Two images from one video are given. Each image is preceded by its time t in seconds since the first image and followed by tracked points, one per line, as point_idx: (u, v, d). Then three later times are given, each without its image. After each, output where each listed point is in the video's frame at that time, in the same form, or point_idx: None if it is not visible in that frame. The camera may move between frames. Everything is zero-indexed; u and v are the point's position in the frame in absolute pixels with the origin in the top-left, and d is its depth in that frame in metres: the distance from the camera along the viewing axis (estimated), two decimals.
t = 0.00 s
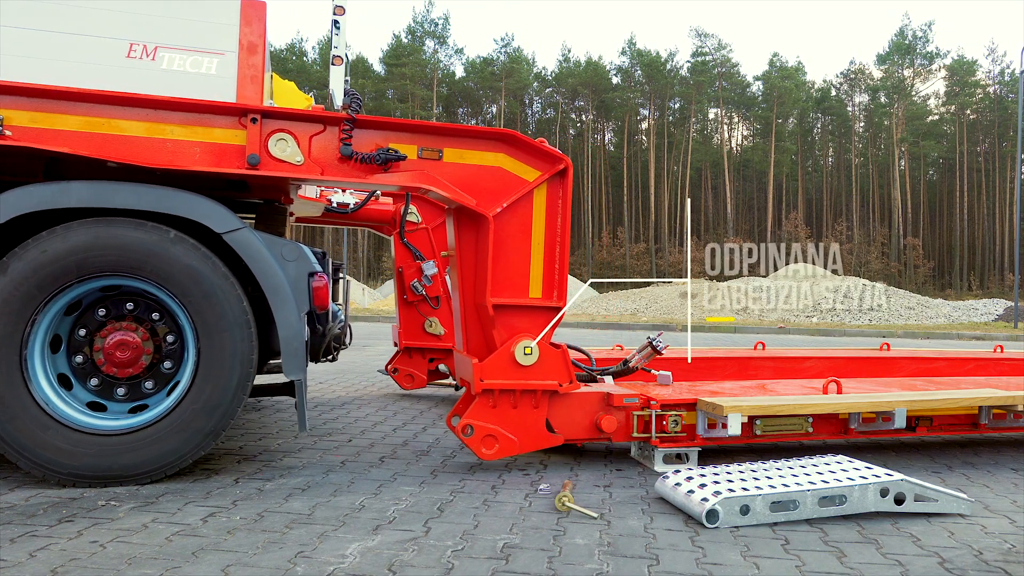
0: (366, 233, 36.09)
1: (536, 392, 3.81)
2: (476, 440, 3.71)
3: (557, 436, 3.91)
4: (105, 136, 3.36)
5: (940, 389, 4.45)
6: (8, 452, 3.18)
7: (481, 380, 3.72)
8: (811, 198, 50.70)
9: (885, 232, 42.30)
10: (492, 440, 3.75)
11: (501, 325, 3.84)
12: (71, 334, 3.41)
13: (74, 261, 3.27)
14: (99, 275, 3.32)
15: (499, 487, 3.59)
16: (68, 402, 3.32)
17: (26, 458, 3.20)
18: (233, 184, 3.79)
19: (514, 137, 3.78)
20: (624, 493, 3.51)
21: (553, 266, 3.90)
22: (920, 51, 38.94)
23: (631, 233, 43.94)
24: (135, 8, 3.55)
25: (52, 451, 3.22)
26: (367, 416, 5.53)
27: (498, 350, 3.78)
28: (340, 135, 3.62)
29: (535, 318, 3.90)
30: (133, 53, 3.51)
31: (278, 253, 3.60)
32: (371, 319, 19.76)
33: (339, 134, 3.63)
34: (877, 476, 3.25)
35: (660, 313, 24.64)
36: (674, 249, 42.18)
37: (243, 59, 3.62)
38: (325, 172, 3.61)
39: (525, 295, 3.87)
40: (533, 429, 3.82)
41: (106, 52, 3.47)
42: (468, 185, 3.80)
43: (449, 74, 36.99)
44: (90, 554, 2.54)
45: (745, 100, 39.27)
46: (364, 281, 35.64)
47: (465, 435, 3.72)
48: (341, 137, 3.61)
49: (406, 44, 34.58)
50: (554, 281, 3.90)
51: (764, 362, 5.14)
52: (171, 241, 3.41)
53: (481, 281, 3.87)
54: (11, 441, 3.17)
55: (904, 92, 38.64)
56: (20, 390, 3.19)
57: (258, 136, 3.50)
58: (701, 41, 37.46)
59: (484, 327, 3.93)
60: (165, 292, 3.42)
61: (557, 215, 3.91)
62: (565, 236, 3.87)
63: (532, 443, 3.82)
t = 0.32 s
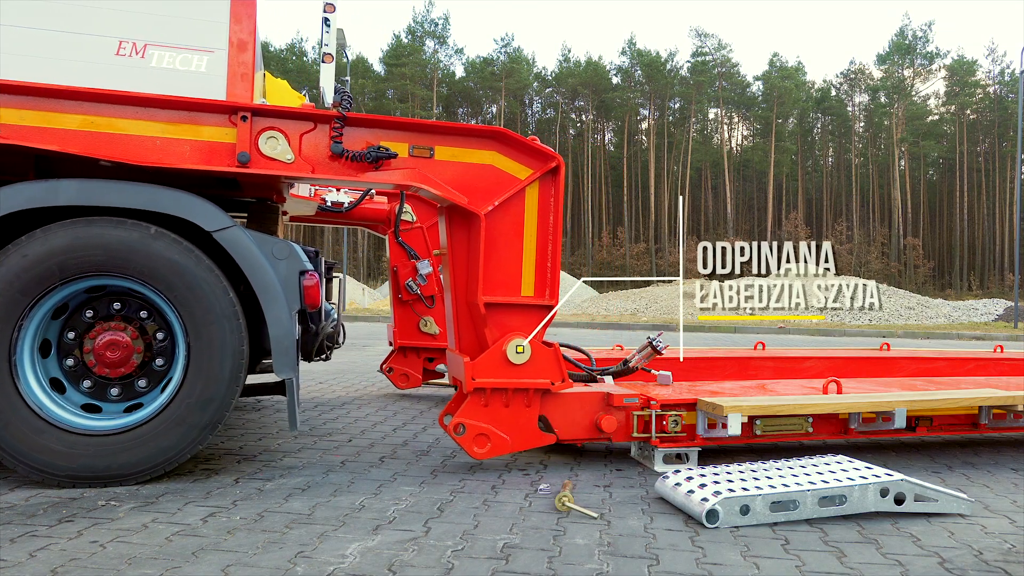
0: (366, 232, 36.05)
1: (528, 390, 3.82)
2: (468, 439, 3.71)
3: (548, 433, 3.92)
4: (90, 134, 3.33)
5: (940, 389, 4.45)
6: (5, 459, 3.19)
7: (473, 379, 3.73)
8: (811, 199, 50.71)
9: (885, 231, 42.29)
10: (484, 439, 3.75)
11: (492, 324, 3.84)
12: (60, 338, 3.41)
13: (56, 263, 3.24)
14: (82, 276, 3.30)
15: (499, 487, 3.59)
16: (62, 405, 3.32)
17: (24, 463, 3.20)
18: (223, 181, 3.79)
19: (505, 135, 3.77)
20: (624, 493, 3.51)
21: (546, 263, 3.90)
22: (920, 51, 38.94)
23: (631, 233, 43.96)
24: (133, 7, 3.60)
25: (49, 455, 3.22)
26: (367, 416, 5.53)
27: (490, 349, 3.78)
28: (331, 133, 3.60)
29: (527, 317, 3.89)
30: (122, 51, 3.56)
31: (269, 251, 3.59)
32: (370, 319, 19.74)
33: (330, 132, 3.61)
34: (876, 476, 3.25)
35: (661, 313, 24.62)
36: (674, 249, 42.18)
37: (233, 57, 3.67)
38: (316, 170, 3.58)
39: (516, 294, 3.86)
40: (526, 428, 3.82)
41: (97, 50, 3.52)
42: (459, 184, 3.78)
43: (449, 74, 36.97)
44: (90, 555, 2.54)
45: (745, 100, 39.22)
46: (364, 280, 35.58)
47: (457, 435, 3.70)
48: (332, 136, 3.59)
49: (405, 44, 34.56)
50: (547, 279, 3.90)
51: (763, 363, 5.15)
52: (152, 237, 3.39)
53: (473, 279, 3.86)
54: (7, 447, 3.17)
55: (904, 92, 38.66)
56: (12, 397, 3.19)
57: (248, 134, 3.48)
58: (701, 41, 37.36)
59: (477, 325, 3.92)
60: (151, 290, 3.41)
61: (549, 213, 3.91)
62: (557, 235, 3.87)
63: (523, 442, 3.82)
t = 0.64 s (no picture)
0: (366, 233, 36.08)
1: (522, 388, 3.82)
2: (462, 437, 3.72)
3: (541, 431, 3.92)
4: (82, 132, 3.33)
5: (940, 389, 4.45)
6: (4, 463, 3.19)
7: (467, 376, 3.73)
8: (811, 198, 50.73)
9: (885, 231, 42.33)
10: (478, 437, 3.76)
11: (486, 321, 3.84)
12: (52, 340, 3.40)
13: (43, 265, 3.24)
14: (69, 276, 3.30)
15: (499, 487, 3.59)
16: (59, 407, 3.33)
17: (23, 465, 3.21)
18: (217, 179, 3.78)
19: (499, 133, 3.76)
20: (624, 493, 3.51)
21: (539, 261, 3.90)
22: (920, 51, 38.95)
23: (631, 233, 44.01)
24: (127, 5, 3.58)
25: (47, 457, 3.23)
26: (367, 416, 5.54)
27: (484, 347, 3.78)
28: (324, 131, 3.60)
29: (521, 314, 3.90)
30: (114, 48, 3.55)
31: (262, 249, 3.58)
32: (371, 320, 19.74)
33: (323, 130, 3.60)
34: (877, 476, 3.25)
35: (661, 313, 24.64)
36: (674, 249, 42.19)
37: (226, 55, 3.67)
38: (309, 167, 3.57)
39: (510, 292, 3.87)
40: (519, 426, 3.83)
41: (88, 47, 3.52)
42: (453, 180, 3.77)
43: (449, 74, 36.97)
44: (90, 554, 2.54)
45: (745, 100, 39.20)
46: (365, 280, 35.60)
47: (451, 433, 3.72)
48: (325, 133, 3.59)
49: (405, 44, 34.57)
50: (540, 277, 3.90)
51: (763, 362, 5.15)
52: (139, 234, 3.38)
53: (467, 277, 3.86)
54: (5, 451, 3.18)
55: (904, 92, 38.65)
56: (7, 402, 3.19)
57: (241, 131, 3.47)
58: (701, 41, 37.30)
59: (472, 323, 3.92)
60: (140, 287, 3.40)
61: (543, 212, 3.91)
62: (551, 232, 3.87)
63: (515, 439, 3.83)
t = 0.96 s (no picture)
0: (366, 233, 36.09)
1: (516, 386, 3.81)
2: (455, 435, 3.72)
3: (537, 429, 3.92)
4: (73, 130, 3.34)
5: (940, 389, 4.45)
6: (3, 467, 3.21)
7: (460, 374, 3.74)
8: (811, 198, 50.73)
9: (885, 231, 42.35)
10: (472, 435, 3.76)
11: (480, 319, 3.84)
12: (44, 343, 3.40)
13: (29, 267, 3.24)
14: (55, 278, 3.29)
15: (499, 487, 3.59)
16: (54, 409, 3.33)
17: (21, 469, 3.22)
18: (211, 178, 3.78)
19: (492, 130, 3.77)
20: (624, 493, 3.51)
21: (533, 259, 3.90)
22: (920, 51, 38.93)
23: (631, 233, 44.03)
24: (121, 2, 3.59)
25: (46, 459, 3.23)
26: (367, 416, 5.54)
27: (477, 345, 3.78)
28: (316, 128, 3.59)
29: (515, 313, 3.89)
30: (105, 45, 3.55)
31: (254, 247, 3.58)
32: (371, 320, 19.73)
33: (315, 127, 3.59)
34: (877, 476, 3.25)
35: (661, 313, 24.64)
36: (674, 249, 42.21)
37: (217, 52, 3.65)
38: (302, 166, 3.57)
39: (504, 290, 3.87)
40: (512, 424, 3.83)
41: (79, 45, 3.53)
42: (447, 179, 3.77)
43: (449, 74, 36.92)
44: (90, 555, 2.54)
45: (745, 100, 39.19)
46: (364, 280, 35.64)
47: (444, 431, 3.71)
48: (317, 130, 3.58)
49: (405, 44, 34.56)
50: (535, 275, 3.90)
51: (763, 362, 5.15)
52: (124, 232, 3.37)
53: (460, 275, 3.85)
54: (3, 456, 3.18)
55: (904, 92, 38.67)
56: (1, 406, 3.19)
57: (233, 129, 3.47)
58: (702, 41, 37.26)
59: (465, 321, 3.91)
60: (128, 285, 3.39)
61: (537, 209, 3.90)
62: (545, 230, 3.87)
63: (509, 437, 3.82)
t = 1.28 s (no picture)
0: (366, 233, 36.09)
1: (507, 384, 3.81)
2: (447, 433, 3.72)
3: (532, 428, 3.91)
4: (61, 128, 3.34)
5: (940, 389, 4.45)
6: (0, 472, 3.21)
7: (451, 372, 3.74)
8: (812, 198, 50.75)
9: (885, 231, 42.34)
10: (463, 433, 3.75)
11: (471, 317, 3.84)
12: (34, 346, 3.40)
13: (11, 270, 3.24)
14: (38, 279, 3.29)
15: (499, 487, 3.59)
16: (48, 411, 3.33)
17: (20, 473, 3.23)
18: (203, 175, 3.79)
19: (483, 128, 3.76)
20: (624, 493, 3.51)
21: (525, 257, 3.90)
22: (920, 51, 38.87)
23: (631, 234, 44.02)
24: None
25: (44, 461, 3.23)
26: (366, 417, 5.53)
27: (469, 342, 3.78)
28: (307, 125, 3.60)
29: (506, 310, 3.90)
30: (94, 43, 3.55)
31: (245, 244, 3.58)
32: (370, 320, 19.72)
33: (306, 124, 3.60)
34: (877, 476, 3.26)
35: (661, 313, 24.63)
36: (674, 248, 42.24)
37: (207, 49, 3.65)
38: (292, 163, 3.58)
39: (495, 287, 3.87)
40: (504, 422, 3.82)
41: (68, 42, 3.52)
42: (439, 176, 3.77)
43: (449, 74, 36.84)
44: (90, 554, 2.54)
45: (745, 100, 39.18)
46: (365, 280, 35.67)
47: (436, 429, 3.71)
48: (308, 128, 3.58)
49: (405, 44, 34.56)
50: (526, 273, 3.91)
51: (763, 362, 5.15)
52: (103, 229, 3.36)
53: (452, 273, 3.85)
54: (1, 461, 3.20)
55: (904, 92, 38.70)
56: None
57: (223, 126, 3.47)
58: (701, 41, 37.20)
59: (457, 318, 3.91)
60: (114, 283, 3.39)
61: (528, 207, 3.90)
62: (537, 226, 3.86)
63: (502, 434, 3.82)
